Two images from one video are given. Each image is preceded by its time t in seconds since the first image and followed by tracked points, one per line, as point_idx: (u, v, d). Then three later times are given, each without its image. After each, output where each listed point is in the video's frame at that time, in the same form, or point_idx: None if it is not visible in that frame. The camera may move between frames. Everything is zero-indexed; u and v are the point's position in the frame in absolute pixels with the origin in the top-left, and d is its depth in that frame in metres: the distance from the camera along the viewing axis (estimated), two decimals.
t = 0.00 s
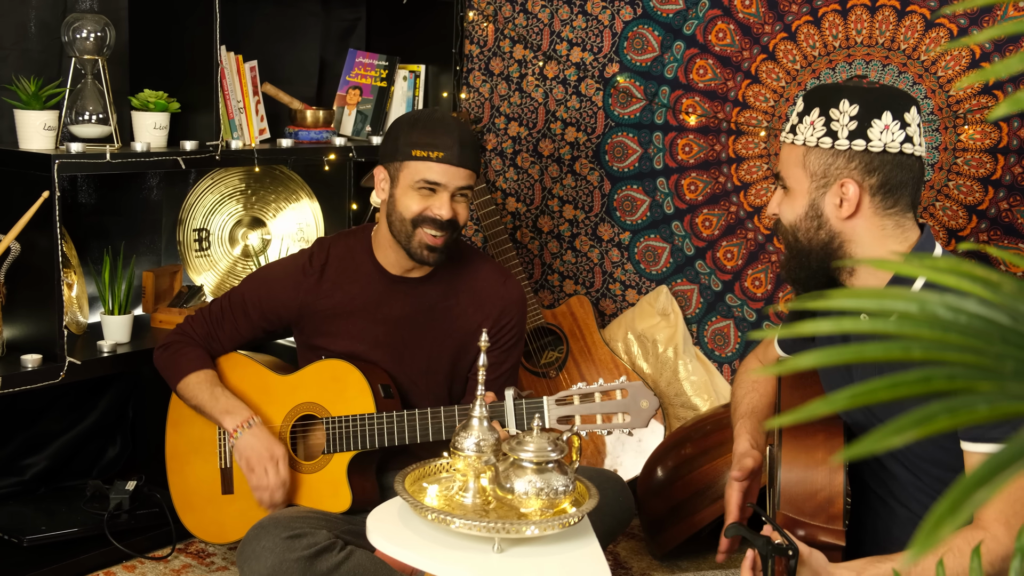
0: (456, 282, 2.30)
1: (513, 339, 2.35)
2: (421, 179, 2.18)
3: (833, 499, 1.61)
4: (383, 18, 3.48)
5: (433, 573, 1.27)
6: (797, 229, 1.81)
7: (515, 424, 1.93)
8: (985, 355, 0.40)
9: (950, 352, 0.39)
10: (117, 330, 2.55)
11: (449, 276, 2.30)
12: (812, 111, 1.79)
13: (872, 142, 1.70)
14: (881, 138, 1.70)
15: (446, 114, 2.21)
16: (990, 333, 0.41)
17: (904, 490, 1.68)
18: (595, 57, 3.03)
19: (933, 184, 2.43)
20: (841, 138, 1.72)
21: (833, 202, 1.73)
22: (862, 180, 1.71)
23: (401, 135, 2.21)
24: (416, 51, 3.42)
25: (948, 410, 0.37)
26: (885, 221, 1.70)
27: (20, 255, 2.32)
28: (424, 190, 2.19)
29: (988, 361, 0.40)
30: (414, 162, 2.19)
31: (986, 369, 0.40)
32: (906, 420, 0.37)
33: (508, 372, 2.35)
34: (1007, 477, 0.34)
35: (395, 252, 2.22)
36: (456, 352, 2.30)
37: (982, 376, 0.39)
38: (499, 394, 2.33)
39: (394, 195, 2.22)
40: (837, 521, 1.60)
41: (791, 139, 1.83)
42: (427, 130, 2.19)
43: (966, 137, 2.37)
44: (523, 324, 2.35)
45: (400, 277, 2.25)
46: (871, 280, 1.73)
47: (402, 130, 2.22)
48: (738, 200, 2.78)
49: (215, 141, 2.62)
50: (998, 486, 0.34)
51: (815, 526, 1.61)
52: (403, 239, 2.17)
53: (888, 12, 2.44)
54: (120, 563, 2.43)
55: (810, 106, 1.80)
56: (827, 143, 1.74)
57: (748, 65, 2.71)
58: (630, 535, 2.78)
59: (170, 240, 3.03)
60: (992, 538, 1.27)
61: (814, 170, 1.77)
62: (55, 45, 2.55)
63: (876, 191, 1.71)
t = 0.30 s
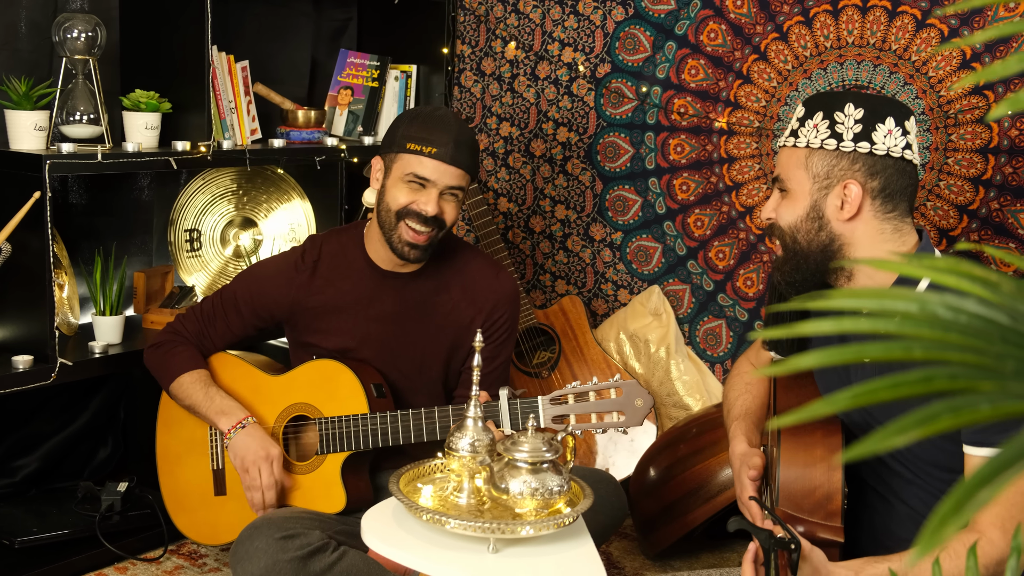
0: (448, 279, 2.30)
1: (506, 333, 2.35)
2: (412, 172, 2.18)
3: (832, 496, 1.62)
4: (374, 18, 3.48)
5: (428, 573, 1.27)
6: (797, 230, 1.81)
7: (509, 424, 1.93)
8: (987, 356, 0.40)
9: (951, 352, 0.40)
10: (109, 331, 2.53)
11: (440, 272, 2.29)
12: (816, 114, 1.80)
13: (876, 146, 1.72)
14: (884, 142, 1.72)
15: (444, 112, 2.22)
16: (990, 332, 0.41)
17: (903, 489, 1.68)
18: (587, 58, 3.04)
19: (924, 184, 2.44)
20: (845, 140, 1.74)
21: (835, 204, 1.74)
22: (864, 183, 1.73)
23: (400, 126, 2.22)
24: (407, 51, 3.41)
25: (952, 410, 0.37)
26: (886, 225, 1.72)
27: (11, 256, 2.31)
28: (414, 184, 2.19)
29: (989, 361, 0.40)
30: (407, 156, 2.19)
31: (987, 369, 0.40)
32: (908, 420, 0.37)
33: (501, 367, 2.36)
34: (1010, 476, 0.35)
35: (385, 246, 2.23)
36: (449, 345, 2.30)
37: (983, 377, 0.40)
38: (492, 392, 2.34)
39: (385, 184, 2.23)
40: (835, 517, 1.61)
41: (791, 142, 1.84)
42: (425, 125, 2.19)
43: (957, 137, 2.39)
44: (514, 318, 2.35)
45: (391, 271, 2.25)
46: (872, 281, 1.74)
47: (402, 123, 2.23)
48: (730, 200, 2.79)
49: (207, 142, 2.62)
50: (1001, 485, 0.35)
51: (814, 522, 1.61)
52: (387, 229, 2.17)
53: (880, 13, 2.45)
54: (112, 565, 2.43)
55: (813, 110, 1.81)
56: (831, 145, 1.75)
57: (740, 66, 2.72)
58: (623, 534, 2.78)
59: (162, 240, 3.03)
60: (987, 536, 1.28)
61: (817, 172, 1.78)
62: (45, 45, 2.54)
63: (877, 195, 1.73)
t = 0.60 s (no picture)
0: (442, 284, 2.30)
1: (499, 336, 2.35)
2: (418, 182, 2.17)
3: (829, 494, 1.63)
4: (365, 18, 3.48)
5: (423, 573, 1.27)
6: (803, 217, 1.82)
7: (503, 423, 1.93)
8: (987, 355, 0.41)
9: (952, 351, 0.40)
10: (100, 333, 2.53)
11: (434, 279, 2.29)
12: (824, 103, 1.81)
13: (881, 134, 1.72)
14: (890, 131, 1.72)
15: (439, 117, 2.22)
16: (989, 332, 0.41)
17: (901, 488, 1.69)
18: (578, 58, 3.05)
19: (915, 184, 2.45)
20: (851, 129, 1.74)
21: (840, 191, 1.74)
22: (869, 171, 1.73)
23: (393, 138, 2.20)
24: (398, 52, 3.41)
25: (954, 409, 0.37)
26: (892, 213, 1.70)
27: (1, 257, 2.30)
28: (421, 193, 2.18)
29: (988, 360, 0.41)
30: (409, 166, 2.18)
31: (987, 368, 0.41)
32: (910, 420, 0.38)
33: (495, 369, 2.35)
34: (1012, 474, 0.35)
35: (384, 255, 2.22)
36: (442, 352, 2.30)
37: (982, 376, 0.40)
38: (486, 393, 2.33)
39: (388, 199, 2.20)
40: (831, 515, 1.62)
41: (800, 131, 1.85)
42: (420, 134, 2.18)
43: (948, 137, 2.40)
44: (507, 322, 2.36)
45: (388, 279, 2.25)
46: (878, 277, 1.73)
47: (393, 134, 2.21)
48: (722, 200, 2.80)
49: (198, 142, 2.61)
50: (1003, 484, 0.35)
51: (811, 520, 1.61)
52: (399, 243, 2.17)
53: (870, 13, 2.47)
54: (103, 566, 2.42)
55: (821, 99, 1.82)
56: (837, 133, 1.76)
57: (731, 66, 2.73)
58: (615, 534, 2.79)
59: (152, 241, 3.02)
60: (981, 533, 1.29)
61: (822, 160, 1.79)
62: (35, 45, 2.53)
63: (882, 182, 1.72)
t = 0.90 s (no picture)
0: (433, 283, 2.31)
1: (490, 336, 2.36)
2: (402, 171, 2.18)
3: (835, 492, 1.63)
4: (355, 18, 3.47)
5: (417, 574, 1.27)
6: (824, 212, 1.82)
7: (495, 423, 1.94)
8: (985, 355, 0.41)
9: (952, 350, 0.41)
10: (90, 333, 2.52)
11: (425, 276, 2.30)
12: (852, 100, 1.80)
13: (909, 135, 1.70)
14: (918, 133, 1.70)
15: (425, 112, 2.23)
16: (988, 331, 0.42)
17: (905, 489, 1.70)
18: (569, 58, 3.05)
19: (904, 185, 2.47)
20: (879, 128, 1.73)
21: (863, 190, 1.74)
22: (894, 171, 1.72)
23: (383, 129, 2.22)
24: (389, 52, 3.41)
25: (955, 408, 0.38)
26: (915, 216, 1.70)
27: None
28: (405, 182, 2.19)
29: (988, 360, 0.41)
30: (394, 156, 2.19)
31: (987, 368, 0.41)
32: (912, 420, 0.38)
33: (485, 370, 2.36)
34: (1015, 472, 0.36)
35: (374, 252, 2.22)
36: (433, 351, 2.30)
37: (980, 375, 0.41)
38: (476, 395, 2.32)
39: (374, 187, 2.22)
40: (835, 513, 1.61)
41: (825, 126, 1.84)
42: (409, 124, 2.20)
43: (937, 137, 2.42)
44: (498, 321, 2.37)
45: (377, 276, 2.25)
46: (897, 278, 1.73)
47: (383, 126, 2.23)
48: (713, 199, 2.81)
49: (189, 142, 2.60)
50: (1006, 482, 0.36)
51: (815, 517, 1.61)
52: (381, 232, 2.17)
53: (860, 14, 2.48)
54: (94, 568, 2.41)
55: (850, 95, 1.81)
56: (864, 131, 1.75)
57: (722, 66, 2.74)
58: (607, 534, 2.80)
59: (142, 241, 3.00)
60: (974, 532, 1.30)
61: (848, 158, 1.78)
62: (25, 45, 2.52)
63: (906, 184, 1.71)
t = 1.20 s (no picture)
0: (425, 278, 2.31)
1: (482, 328, 2.37)
2: (401, 171, 2.18)
3: (840, 495, 1.56)
4: (344, 17, 3.47)
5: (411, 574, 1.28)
6: (877, 200, 1.77)
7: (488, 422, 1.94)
8: (985, 354, 0.42)
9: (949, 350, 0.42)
10: (80, 334, 2.51)
11: (417, 271, 2.30)
12: (928, 90, 1.72)
13: (980, 138, 1.64)
14: (989, 138, 1.63)
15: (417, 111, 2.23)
16: (986, 330, 0.42)
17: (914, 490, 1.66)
18: (559, 58, 3.05)
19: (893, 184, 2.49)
20: (952, 125, 1.66)
21: (922, 185, 1.69)
22: (958, 172, 1.66)
23: (376, 128, 2.21)
24: (379, 52, 3.41)
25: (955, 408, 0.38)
26: (968, 220, 1.65)
27: None
28: (403, 182, 2.19)
29: (987, 359, 0.42)
30: (391, 157, 2.19)
31: (986, 367, 0.42)
32: (913, 418, 0.39)
33: (477, 363, 2.36)
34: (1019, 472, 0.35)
35: (367, 249, 2.22)
36: (425, 345, 2.30)
37: (979, 375, 0.41)
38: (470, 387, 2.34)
39: (371, 188, 2.21)
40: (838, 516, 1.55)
41: (895, 111, 1.77)
42: (402, 124, 2.20)
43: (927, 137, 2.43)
44: (490, 313, 2.38)
45: (367, 272, 2.25)
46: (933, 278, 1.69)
47: (375, 125, 2.22)
48: (703, 199, 2.82)
49: (179, 143, 2.59)
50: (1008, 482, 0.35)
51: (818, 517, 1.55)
52: (381, 234, 2.17)
53: (850, 14, 2.49)
54: (85, 569, 2.40)
55: (926, 84, 1.73)
56: (936, 124, 1.68)
57: (712, 65, 2.75)
58: (598, 533, 2.81)
59: (132, 241, 2.98)
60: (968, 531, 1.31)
61: (913, 150, 1.72)
62: (13, 44, 2.51)
63: (967, 188, 1.65)
